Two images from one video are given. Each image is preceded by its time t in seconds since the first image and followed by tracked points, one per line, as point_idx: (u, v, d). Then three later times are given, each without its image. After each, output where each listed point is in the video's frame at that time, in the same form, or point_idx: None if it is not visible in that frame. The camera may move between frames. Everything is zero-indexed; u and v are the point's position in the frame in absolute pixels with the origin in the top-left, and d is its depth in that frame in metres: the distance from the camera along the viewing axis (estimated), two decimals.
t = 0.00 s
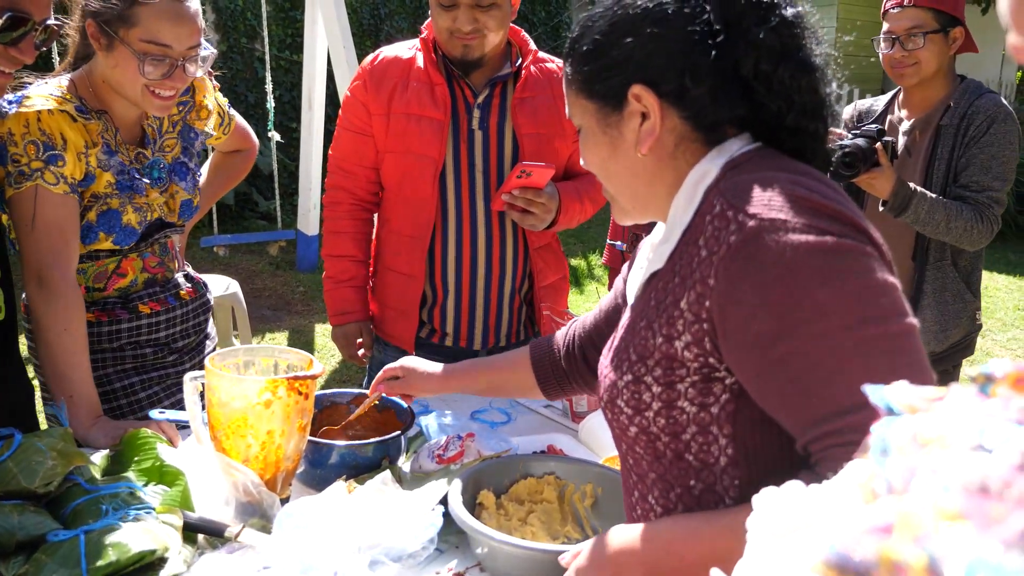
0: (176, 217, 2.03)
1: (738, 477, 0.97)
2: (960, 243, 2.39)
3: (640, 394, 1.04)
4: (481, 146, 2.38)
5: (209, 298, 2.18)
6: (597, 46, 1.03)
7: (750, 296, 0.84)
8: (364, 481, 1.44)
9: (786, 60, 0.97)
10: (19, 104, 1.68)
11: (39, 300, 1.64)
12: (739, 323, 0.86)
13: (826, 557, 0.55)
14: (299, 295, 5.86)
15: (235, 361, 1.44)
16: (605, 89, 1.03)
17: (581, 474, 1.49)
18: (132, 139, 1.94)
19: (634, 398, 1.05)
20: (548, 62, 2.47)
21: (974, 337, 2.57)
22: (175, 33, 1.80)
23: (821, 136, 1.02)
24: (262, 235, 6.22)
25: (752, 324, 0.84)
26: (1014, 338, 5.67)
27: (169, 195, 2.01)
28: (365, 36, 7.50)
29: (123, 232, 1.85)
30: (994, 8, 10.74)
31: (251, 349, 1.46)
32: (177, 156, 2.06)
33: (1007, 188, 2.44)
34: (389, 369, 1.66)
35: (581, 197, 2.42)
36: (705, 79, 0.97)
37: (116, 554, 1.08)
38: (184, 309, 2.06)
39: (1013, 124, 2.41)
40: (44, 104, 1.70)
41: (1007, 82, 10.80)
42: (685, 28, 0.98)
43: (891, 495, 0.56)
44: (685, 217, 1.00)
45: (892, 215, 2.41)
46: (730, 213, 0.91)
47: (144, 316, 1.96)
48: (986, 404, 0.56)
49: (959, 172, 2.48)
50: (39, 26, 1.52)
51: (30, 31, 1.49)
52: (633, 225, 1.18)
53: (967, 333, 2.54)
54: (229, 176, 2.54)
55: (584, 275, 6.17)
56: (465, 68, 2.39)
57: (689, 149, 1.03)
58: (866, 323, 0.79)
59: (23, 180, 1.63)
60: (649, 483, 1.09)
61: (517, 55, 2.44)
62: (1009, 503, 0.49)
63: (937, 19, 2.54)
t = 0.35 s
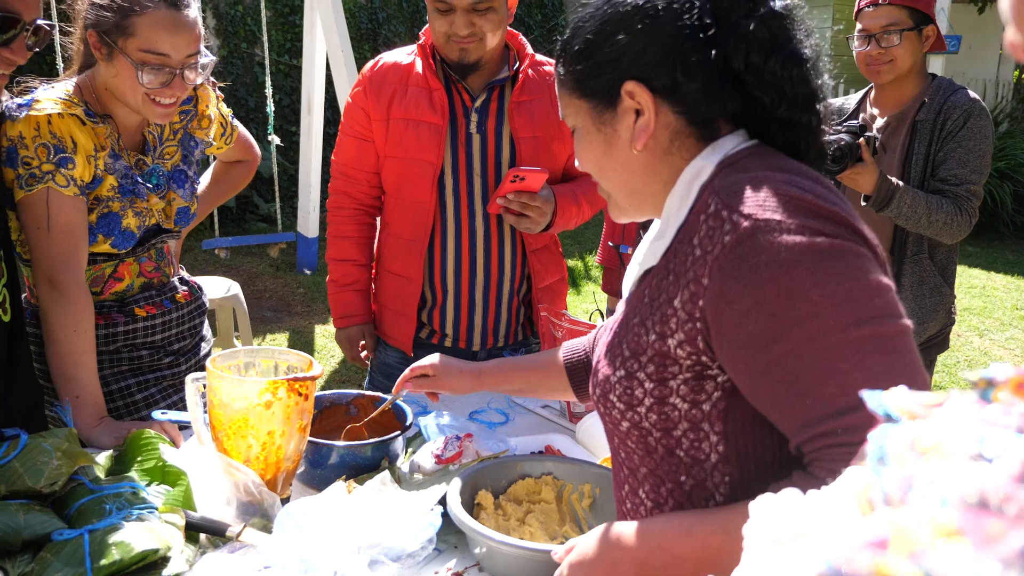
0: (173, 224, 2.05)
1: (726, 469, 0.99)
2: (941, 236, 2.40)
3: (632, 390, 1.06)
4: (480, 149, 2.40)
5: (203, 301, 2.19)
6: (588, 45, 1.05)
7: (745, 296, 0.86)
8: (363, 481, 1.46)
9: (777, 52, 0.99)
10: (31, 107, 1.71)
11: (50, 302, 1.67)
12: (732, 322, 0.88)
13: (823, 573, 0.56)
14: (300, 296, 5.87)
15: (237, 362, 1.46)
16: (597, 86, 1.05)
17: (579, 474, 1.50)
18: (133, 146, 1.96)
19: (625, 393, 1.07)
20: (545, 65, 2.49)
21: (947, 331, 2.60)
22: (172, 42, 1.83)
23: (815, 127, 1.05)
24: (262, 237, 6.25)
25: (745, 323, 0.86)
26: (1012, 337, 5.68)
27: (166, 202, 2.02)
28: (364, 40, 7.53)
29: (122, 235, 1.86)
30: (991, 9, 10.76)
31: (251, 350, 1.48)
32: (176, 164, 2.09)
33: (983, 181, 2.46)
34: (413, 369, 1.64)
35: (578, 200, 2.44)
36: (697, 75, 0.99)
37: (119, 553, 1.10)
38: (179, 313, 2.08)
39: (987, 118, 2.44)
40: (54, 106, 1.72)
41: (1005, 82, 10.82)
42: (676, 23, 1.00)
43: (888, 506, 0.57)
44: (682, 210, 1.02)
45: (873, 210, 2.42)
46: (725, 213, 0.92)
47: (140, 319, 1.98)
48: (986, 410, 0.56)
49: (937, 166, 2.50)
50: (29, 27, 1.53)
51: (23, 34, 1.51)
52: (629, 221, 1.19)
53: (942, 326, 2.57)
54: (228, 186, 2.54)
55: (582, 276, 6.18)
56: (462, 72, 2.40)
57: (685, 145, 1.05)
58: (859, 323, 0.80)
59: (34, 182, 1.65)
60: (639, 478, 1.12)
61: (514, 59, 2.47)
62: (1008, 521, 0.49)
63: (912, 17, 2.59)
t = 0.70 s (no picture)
0: (227, 224, 2.07)
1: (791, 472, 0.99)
2: (976, 235, 2.33)
3: (694, 393, 1.06)
4: (526, 151, 2.41)
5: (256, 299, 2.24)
6: (680, 30, 1.02)
7: (814, 300, 0.85)
8: (413, 479, 1.48)
9: (866, 51, 0.99)
10: (93, 113, 1.76)
11: (115, 302, 1.73)
12: (802, 325, 0.87)
13: None
14: (348, 295, 5.96)
15: (292, 360, 1.49)
16: (693, 74, 1.02)
17: (626, 477, 1.50)
18: (189, 148, 2.01)
19: (686, 395, 1.08)
20: (595, 68, 2.49)
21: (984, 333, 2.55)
22: (227, 50, 1.88)
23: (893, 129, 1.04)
24: (313, 238, 6.34)
25: (815, 326, 0.85)
26: None
27: (222, 203, 2.06)
28: (412, 44, 7.61)
29: (182, 235, 1.92)
30: None
31: (304, 349, 1.51)
32: (229, 168, 2.12)
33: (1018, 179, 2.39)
34: (457, 379, 1.62)
35: (624, 202, 2.43)
36: (795, 67, 0.98)
37: (180, 543, 1.14)
38: (234, 309, 2.12)
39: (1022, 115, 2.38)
40: (116, 114, 1.77)
41: None
42: (777, 13, 0.98)
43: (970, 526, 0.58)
44: (745, 213, 1.01)
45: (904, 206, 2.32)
46: (795, 215, 0.91)
47: (199, 316, 2.03)
48: None
49: (971, 164, 2.43)
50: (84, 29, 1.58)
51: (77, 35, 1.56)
52: (690, 219, 1.17)
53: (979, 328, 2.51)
54: (269, 190, 2.60)
55: (626, 278, 6.15)
56: (509, 74, 2.42)
57: (763, 139, 1.03)
58: (935, 333, 0.78)
59: (99, 185, 1.71)
60: (697, 483, 1.12)
61: (563, 61, 2.47)
62: None
63: (942, 16, 2.39)
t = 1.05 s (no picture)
0: (255, 216, 2.12)
1: (826, 485, 0.97)
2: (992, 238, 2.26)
3: (729, 404, 1.05)
4: (555, 153, 2.40)
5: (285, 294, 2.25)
6: (722, 26, 0.99)
7: (867, 325, 0.83)
8: (436, 479, 1.47)
9: (924, 45, 0.95)
10: (116, 112, 1.79)
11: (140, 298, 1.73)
12: (851, 349, 0.85)
13: None
14: (375, 293, 5.98)
15: (317, 358, 1.49)
16: (736, 70, 0.99)
17: (651, 481, 1.48)
18: (217, 142, 2.03)
19: (721, 405, 1.07)
20: (625, 69, 2.48)
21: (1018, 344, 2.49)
22: (247, 41, 1.89)
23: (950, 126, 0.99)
24: (341, 236, 6.37)
25: (865, 353, 0.83)
26: None
27: (250, 195, 2.10)
28: (441, 44, 7.63)
29: (210, 230, 1.93)
30: None
31: (331, 346, 1.51)
32: (255, 160, 2.16)
33: None
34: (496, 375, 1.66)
35: (652, 204, 2.41)
36: (841, 63, 0.94)
37: (204, 539, 1.15)
38: (264, 305, 2.12)
39: None
40: (137, 110, 1.79)
41: None
42: (821, 6, 0.94)
43: (993, 535, 0.56)
44: (795, 218, 1.00)
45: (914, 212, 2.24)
46: (851, 231, 0.89)
47: (230, 312, 2.05)
48: None
49: (992, 169, 2.38)
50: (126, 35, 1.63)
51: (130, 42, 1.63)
52: (735, 218, 1.14)
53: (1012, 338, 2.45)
54: (294, 181, 2.58)
55: (652, 281, 6.11)
56: (541, 75, 2.41)
57: (815, 138, 1.01)
58: (992, 370, 0.76)
59: (121, 183, 1.74)
60: (727, 492, 1.10)
61: (593, 63, 2.46)
62: None
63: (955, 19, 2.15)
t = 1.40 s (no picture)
0: (248, 211, 2.10)
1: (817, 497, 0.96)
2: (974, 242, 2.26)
3: (722, 411, 1.04)
4: (552, 154, 2.39)
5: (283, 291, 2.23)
6: (738, 20, 0.95)
7: (853, 360, 0.83)
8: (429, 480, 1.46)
9: (950, 47, 0.90)
10: (96, 109, 1.77)
11: (125, 296, 1.73)
12: (827, 379, 0.85)
13: None
14: (371, 293, 5.97)
15: (310, 358, 1.48)
16: (746, 70, 0.96)
17: (644, 481, 1.47)
18: (204, 135, 2.03)
19: (715, 412, 1.05)
20: (623, 71, 2.46)
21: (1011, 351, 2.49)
22: (232, 28, 1.90)
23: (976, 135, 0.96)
24: (337, 236, 6.35)
25: (837, 388, 0.84)
26: None
27: (241, 188, 2.09)
28: (440, 44, 7.61)
29: (203, 225, 1.91)
30: None
31: (324, 346, 1.49)
32: (244, 154, 2.16)
33: None
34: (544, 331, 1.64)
35: (648, 205, 2.40)
36: (862, 65, 0.90)
37: (193, 541, 1.13)
38: (261, 301, 2.11)
39: None
40: (117, 105, 1.78)
41: None
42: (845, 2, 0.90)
43: (966, 535, 0.55)
44: (807, 232, 0.97)
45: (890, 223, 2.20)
46: (850, 261, 0.87)
47: (227, 309, 2.02)
48: None
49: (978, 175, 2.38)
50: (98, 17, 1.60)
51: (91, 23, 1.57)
52: (752, 213, 1.11)
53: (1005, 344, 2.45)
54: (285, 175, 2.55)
55: (648, 281, 6.12)
56: (540, 76, 2.40)
57: (831, 142, 0.97)
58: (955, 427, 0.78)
59: (103, 181, 1.72)
60: (718, 493, 1.09)
61: (591, 64, 2.45)
62: None
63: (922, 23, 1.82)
